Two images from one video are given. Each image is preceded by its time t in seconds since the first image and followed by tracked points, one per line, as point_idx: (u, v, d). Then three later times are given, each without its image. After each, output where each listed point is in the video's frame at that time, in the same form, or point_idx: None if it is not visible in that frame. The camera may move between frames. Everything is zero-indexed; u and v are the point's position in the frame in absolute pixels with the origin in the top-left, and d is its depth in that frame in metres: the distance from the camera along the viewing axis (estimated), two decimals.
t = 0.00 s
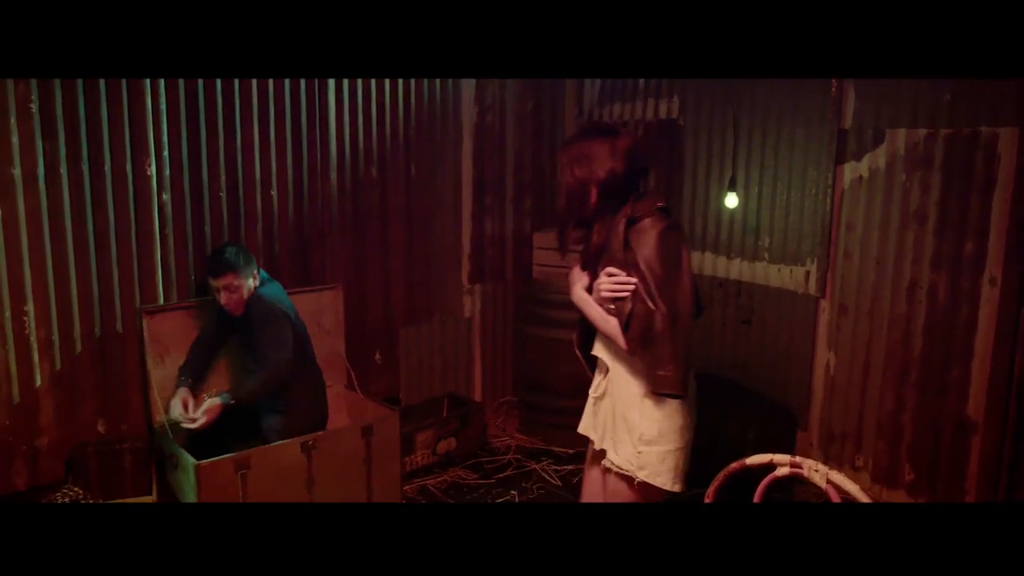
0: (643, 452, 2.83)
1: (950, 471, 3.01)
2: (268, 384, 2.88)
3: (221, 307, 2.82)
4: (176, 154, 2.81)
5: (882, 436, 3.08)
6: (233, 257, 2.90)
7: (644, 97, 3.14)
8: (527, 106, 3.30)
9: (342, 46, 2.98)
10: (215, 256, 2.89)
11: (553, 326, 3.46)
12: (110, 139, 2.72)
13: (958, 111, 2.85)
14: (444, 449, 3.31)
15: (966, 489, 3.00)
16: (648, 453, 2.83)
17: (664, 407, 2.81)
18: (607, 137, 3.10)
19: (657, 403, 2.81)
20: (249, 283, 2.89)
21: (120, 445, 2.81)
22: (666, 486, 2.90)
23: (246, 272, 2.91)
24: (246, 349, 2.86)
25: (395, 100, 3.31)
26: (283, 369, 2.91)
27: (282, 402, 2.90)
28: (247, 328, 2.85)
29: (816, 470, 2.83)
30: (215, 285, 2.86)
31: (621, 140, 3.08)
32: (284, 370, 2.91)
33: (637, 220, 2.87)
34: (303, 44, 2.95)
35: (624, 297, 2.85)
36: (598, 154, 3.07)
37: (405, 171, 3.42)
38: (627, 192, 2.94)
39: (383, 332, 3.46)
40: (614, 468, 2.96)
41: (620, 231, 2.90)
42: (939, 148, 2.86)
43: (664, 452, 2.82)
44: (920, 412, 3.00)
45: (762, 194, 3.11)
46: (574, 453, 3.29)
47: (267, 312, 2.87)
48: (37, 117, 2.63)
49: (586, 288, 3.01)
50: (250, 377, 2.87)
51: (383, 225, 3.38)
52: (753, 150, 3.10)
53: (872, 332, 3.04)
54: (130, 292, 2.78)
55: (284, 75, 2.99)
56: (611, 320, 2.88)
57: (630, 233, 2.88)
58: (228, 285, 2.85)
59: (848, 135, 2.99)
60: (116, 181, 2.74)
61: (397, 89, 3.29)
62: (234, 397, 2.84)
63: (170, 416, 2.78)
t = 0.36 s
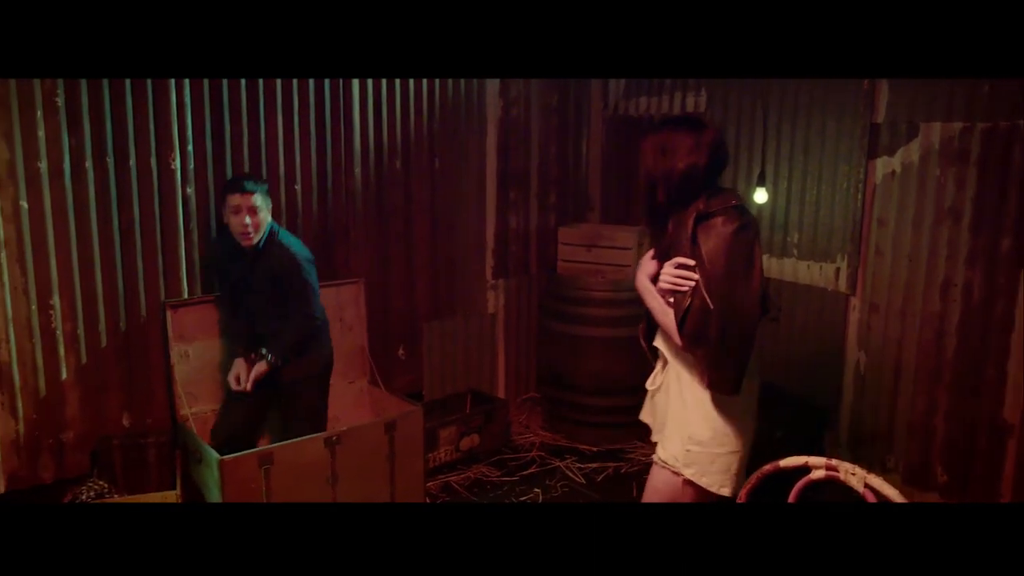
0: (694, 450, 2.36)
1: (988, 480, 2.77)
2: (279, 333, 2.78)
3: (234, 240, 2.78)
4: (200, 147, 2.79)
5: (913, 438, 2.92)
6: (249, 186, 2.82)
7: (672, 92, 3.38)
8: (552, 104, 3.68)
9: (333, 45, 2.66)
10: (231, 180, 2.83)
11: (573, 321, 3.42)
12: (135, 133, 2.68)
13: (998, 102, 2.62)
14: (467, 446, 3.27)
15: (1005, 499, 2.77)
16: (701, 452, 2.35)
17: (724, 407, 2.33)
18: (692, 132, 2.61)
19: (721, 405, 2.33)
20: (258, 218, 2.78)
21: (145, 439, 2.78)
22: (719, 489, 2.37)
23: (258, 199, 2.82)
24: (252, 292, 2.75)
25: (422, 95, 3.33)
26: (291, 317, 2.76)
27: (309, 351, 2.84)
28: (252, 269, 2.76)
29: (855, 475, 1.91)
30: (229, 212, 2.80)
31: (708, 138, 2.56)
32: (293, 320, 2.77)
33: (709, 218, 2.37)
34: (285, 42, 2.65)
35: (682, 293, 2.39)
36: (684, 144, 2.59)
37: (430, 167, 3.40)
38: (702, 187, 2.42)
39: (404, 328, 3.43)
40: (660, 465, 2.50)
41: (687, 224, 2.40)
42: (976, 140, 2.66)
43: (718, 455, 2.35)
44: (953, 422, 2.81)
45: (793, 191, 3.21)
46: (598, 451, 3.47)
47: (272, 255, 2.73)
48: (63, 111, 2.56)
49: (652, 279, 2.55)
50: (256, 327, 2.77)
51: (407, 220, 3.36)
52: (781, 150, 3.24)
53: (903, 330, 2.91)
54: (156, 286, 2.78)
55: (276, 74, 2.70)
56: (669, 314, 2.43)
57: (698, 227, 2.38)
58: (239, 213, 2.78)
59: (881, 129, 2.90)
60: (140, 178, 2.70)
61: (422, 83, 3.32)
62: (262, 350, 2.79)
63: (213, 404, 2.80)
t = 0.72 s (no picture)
0: (730, 454, 2.46)
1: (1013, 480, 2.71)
2: (332, 282, 2.81)
3: (293, 191, 2.71)
4: (218, 141, 2.76)
5: (935, 436, 2.86)
6: (308, 139, 2.76)
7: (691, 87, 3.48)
8: (571, 96, 3.67)
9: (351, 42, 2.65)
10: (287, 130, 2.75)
11: (590, 317, 3.39)
12: (152, 126, 2.65)
13: None
14: (483, 442, 3.24)
15: None
16: (738, 456, 2.45)
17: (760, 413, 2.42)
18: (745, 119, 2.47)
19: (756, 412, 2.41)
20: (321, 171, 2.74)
21: (162, 433, 2.78)
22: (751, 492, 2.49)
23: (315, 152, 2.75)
24: (310, 244, 2.74)
25: (439, 88, 3.30)
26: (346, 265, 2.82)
27: (346, 302, 2.89)
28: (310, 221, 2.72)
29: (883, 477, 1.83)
30: (287, 161, 2.73)
31: (761, 129, 2.44)
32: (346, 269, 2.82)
33: (748, 212, 2.40)
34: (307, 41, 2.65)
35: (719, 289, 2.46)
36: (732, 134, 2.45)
37: (448, 161, 3.39)
38: (746, 181, 2.41)
39: (421, 323, 3.42)
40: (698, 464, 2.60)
41: (727, 219, 2.43)
42: (1004, 134, 2.58)
43: (755, 459, 2.44)
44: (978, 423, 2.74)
45: (813, 187, 3.16)
46: (615, 448, 3.45)
47: (334, 210, 2.75)
48: (80, 103, 2.54)
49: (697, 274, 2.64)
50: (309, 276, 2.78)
51: (424, 215, 3.35)
52: (803, 145, 3.19)
53: (927, 328, 2.84)
54: (173, 280, 2.76)
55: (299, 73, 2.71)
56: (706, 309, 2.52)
57: (738, 221, 2.41)
58: (301, 166, 2.72)
59: (906, 122, 2.83)
60: (158, 170, 2.68)
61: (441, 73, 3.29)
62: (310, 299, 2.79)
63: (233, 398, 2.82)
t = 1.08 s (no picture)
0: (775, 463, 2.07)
1: None
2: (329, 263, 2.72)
3: (285, 161, 2.58)
4: (230, 140, 2.75)
5: (954, 439, 2.82)
6: (301, 109, 2.61)
7: (707, 85, 3.48)
8: (584, 94, 3.64)
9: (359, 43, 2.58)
10: (281, 99, 2.60)
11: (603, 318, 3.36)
12: (165, 124, 2.65)
13: None
14: (496, 443, 3.21)
15: None
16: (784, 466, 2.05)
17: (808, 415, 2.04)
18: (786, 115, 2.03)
19: (803, 414, 2.04)
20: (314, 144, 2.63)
21: (172, 433, 2.74)
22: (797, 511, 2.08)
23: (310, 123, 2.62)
24: (305, 222, 2.64)
25: (452, 87, 3.29)
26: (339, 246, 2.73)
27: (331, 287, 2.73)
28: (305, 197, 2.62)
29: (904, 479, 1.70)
30: (278, 132, 2.59)
31: (805, 123, 1.99)
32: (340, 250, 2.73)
33: (797, 214, 2.01)
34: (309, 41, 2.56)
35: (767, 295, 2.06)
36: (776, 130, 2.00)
37: (461, 160, 3.38)
38: (789, 180, 2.01)
39: (433, 324, 3.41)
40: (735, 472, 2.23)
41: (773, 221, 2.04)
42: None
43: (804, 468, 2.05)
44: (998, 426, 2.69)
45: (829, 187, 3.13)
46: (629, 449, 3.43)
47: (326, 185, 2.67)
48: (93, 102, 2.54)
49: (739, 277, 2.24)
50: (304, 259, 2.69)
51: (437, 216, 3.34)
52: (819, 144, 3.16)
53: (946, 329, 2.80)
54: (184, 279, 2.76)
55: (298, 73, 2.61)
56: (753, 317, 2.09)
57: (783, 224, 2.02)
58: (295, 136, 2.59)
59: (925, 121, 2.79)
60: (170, 168, 2.68)
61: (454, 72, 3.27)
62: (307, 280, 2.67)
63: (242, 399, 2.81)
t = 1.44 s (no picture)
0: (804, 461, 2.05)
1: None
2: (334, 260, 2.69)
3: (280, 160, 2.58)
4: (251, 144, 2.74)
5: (986, 449, 2.73)
6: (295, 108, 2.62)
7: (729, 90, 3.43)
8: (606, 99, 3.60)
9: (382, 42, 2.59)
10: (274, 100, 2.60)
11: (625, 325, 3.33)
12: (187, 128, 2.65)
13: None
14: (516, 450, 3.18)
15: None
16: (813, 465, 2.04)
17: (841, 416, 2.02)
18: (825, 123, 2.13)
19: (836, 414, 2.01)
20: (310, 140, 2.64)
21: (193, 438, 2.74)
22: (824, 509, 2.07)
23: (304, 121, 2.63)
24: (305, 220, 2.61)
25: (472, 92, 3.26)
26: (342, 241, 2.71)
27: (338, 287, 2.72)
28: (302, 195, 2.59)
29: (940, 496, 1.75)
30: (274, 132, 2.59)
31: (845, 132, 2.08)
32: (343, 245, 2.71)
33: (837, 218, 2.01)
34: (336, 41, 2.58)
35: (803, 298, 2.07)
36: (820, 139, 2.09)
37: (482, 166, 3.36)
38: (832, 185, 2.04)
39: (454, 330, 3.39)
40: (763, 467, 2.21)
41: (812, 223, 2.05)
42: None
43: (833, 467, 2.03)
44: None
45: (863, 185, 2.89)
46: (651, 457, 3.39)
47: (323, 181, 2.64)
48: (116, 107, 2.55)
49: (771, 279, 2.24)
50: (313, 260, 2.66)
51: (458, 221, 3.32)
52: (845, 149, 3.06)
53: (977, 339, 2.72)
54: (206, 284, 2.76)
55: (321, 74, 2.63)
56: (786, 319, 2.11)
57: (823, 226, 2.04)
58: (291, 135, 2.59)
59: (955, 125, 2.69)
60: (192, 172, 2.68)
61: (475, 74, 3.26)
62: (313, 277, 2.65)
63: (258, 405, 2.78)
